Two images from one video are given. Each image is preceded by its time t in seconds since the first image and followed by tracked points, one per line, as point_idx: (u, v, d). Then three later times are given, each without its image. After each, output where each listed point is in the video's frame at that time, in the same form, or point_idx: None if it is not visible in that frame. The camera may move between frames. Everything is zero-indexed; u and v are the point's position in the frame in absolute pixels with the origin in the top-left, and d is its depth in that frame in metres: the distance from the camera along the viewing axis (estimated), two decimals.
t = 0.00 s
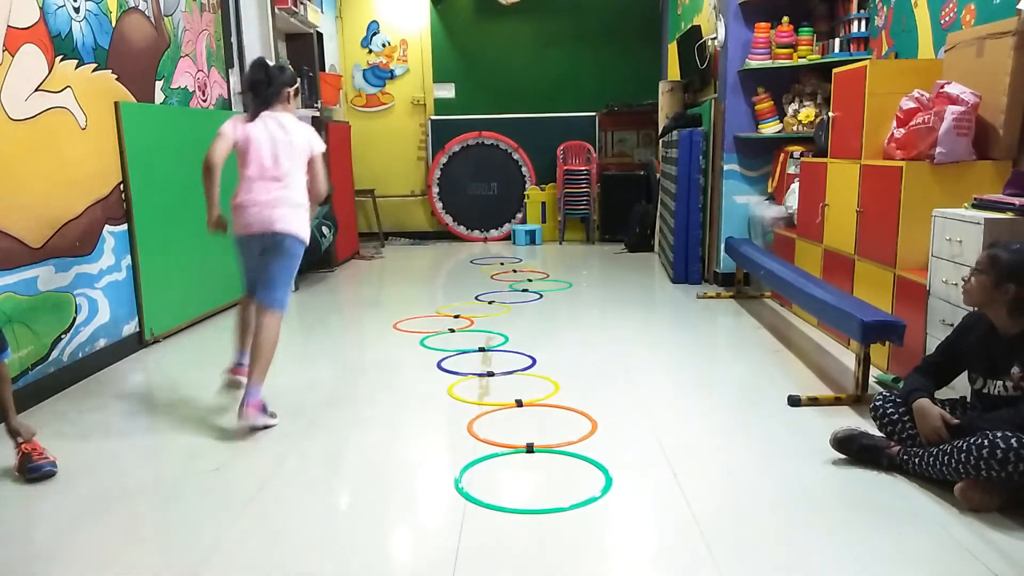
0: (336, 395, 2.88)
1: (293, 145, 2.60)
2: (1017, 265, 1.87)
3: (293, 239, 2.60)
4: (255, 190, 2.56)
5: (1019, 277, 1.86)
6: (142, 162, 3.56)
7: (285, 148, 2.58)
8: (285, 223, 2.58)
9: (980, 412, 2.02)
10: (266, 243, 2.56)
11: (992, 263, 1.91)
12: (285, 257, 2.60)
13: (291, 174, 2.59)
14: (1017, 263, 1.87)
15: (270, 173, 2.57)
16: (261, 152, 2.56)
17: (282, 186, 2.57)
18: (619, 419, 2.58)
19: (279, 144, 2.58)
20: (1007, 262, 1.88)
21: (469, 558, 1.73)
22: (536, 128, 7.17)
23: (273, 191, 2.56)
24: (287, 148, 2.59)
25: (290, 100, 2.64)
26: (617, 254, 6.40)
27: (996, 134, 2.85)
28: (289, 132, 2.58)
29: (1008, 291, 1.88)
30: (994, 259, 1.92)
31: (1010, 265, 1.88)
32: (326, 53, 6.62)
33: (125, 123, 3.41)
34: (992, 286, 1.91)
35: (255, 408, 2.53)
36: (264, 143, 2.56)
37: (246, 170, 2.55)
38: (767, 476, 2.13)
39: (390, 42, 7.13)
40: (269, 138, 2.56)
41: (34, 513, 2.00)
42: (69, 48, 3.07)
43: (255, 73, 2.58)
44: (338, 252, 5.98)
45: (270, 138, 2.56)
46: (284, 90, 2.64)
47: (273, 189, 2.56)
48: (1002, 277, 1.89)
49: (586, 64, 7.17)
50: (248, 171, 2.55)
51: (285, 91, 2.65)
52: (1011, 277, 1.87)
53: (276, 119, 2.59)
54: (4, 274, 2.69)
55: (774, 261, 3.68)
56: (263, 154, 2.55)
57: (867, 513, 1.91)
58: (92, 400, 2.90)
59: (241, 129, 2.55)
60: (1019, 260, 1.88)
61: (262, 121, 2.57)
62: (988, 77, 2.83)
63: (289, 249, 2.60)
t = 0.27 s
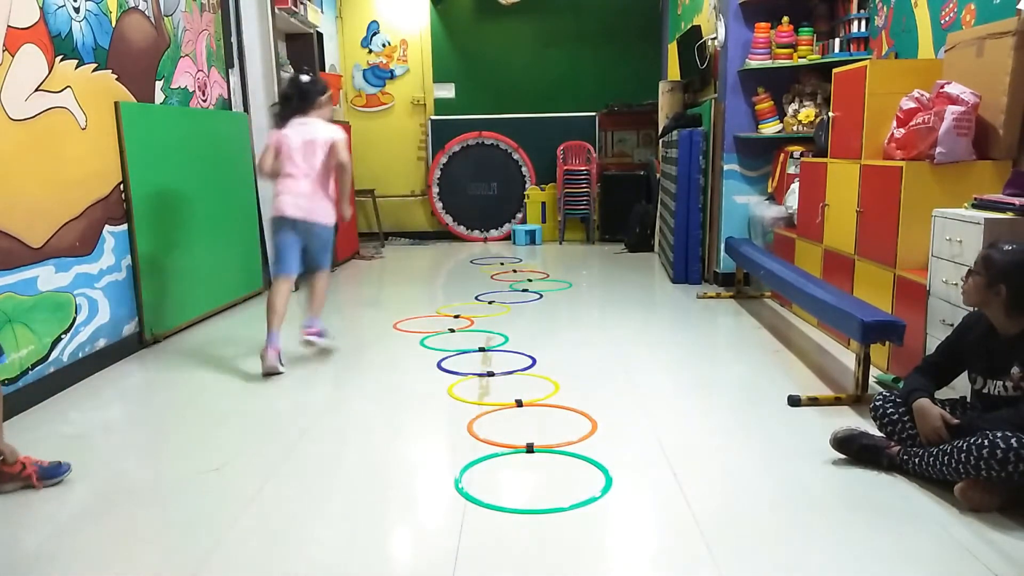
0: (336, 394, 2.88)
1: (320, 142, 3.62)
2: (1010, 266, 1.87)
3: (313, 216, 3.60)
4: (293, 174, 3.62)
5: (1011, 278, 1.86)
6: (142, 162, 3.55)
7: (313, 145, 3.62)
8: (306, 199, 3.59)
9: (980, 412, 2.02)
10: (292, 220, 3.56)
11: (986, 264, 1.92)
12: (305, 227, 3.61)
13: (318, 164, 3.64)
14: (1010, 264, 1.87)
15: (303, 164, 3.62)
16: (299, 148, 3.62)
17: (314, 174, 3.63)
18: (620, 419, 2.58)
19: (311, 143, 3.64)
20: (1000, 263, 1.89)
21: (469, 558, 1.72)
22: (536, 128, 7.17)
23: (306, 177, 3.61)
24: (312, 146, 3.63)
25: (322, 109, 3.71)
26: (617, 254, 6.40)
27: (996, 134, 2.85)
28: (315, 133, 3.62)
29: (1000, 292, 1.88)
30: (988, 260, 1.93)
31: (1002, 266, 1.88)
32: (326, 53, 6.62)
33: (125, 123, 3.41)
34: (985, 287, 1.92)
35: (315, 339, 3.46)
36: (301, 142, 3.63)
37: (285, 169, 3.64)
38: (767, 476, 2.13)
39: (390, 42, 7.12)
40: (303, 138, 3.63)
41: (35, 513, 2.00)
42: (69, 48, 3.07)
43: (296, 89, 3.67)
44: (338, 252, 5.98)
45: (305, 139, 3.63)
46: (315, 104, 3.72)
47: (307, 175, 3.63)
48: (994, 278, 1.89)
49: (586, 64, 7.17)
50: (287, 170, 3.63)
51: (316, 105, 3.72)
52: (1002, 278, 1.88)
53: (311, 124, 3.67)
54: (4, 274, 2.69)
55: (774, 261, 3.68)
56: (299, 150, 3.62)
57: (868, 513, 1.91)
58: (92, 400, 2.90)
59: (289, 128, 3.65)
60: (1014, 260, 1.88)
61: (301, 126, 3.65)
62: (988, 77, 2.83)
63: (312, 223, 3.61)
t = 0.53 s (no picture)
0: (336, 394, 2.88)
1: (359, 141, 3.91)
2: (1004, 267, 1.87)
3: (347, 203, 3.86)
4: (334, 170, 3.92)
5: (1004, 279, 1.87)
6: (142, 163, 3.56)
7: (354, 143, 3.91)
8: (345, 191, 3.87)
9: (979, 412, 2.02)
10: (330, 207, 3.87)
11: (981, 265, 1.93)
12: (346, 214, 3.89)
13: (359, 162, 3.92)
14: (1004, 264, 1.87)
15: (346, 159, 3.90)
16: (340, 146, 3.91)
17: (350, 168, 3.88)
18: (619, 419, 2.58)
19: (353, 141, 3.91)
20: (994, 264, 1.89)
21: (469, 557, 1.73)
22: (536, 128, 7.17)
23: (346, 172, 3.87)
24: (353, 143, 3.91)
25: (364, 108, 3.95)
26: (617, 254, 6.40)
27: (996, 133, 2.85)
28: (355, 133, 3.89)
29: (995, 292, 1.89)
30: (983, 260, 1.93)
31: (996, 267, 1.89)
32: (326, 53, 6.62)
33: (125, 123, 3.41)
34: (980, 288, 1.93)
35: (339, 324, 3.78)
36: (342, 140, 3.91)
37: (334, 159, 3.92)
38: (767, 476, 2.13)
39: (390, 42, 7.12)
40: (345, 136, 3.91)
41: (35, 513, 2.00)
42: (69, 48, 3.07)
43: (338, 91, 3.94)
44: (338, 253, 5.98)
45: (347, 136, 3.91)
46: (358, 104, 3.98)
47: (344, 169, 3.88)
48: (989, 279, 1.90)
49: (586, 64, 7.17)
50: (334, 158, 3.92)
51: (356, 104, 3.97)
52: (996, 279, 1.88)
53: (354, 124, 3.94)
54: (4, 274, 2.70)
55: (774, 261, 3.68)
56: (342, 147, 3.91)
57: (867, 513, 1.91)
58: (92, 400, 2.90)
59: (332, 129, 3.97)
60: (1008, 261, 1.88)
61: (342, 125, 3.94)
62: (988, 77, 2.83)
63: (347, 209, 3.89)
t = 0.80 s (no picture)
0: (336, 394, 2.88)
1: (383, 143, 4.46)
2: (999, 268, 1.87)
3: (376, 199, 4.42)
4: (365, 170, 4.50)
5: (998, 280, 1.87)
6: (143, 163, 3.56)
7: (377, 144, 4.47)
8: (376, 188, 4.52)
9: (980, 412, 2.02)
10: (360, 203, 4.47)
11: (977, 266, 1.93)
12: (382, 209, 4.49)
13: (384, 161, 4.47)
14: (998, 265, 1.87)
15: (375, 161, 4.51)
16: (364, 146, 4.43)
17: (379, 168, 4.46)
18: (619, 419, 2.58)
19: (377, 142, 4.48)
20: (990, 265, 1.90)
21: (469, 557, 1.73)
22: (536, 128, 7.16)
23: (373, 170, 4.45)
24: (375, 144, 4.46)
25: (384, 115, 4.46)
26: (617, 254, 6.40)
27: (996, 133, 2.85)
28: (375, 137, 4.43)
29: (990, 294, 1.89)
30: (979, 262, 1.93)
31: (992, 268, 1.89)
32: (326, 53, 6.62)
33: (125, 123, 3.41)
34: (978, 289, 1.93)
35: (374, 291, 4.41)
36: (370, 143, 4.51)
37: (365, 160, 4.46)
38: (767, 475, 2.13)
39: (390, 42, 7.12)
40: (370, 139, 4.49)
41: (35, 513, 2.00)
42: (69, 48, 3.07)
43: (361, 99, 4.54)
44: (338, 252, 5.98)
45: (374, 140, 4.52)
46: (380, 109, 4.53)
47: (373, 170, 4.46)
48: (984, 280, 1.91)
49: (586, 64, 7.16)
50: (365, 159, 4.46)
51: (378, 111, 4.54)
52: (991, 280, 1.89)
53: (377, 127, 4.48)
54: (4, 274, 2.69)
55: (774, 261, 3.68)
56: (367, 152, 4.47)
57: (867, 513, 1.91)
58: (92, 400, 2.90)
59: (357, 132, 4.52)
60: (1003, 262, 1.88)
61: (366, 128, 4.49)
62: (988, 77, 2.83)
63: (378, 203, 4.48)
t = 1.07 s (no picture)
0: (336, 394, 2.88)
1: (406, 145, 5.41)
2: (995, 267, 1.88)
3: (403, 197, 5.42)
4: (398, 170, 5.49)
5: (994, 279, 1.87)
6: (143, 163, 3.56)
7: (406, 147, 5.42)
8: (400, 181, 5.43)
9: (980, 412, 2.02)
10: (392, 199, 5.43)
11: (974, 266, 1.94)
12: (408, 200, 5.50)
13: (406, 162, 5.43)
14: (994, 264, 1.88)
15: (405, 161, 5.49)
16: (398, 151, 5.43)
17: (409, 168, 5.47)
18: (619, 419, 2.58)
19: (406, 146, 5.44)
20: (985, 264, 1.90)
21: (469, 558, 1.73)
22: (536, 128, 7.16)
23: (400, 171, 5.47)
24: (400, 146, 5.43)
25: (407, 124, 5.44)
26: (617, 254, 6.40)
27: (996, 134, 2.85)
28: (397, 142, 5.44)
29: (987, 293, 1.90)
30: (976, 261, 1.94)
31: (988, 267, 1.90)
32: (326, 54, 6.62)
33: (125, 123, 3.41)
34: (975, 289, 1.94)
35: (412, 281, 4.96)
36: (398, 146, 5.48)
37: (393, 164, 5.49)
38: (767, 476, 2.13)
39: (390, 42, 7.12)
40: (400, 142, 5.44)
41: (35, 513, 2.00)
42: (69, 48, 3.07)
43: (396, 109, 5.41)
44: (338, 252, 5.98)
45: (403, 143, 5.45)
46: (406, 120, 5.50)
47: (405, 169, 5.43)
48: (981, 279, 1.91)
49: (586, 64, 7.16)
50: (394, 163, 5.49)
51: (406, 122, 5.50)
52: (988, 280, 1.89)
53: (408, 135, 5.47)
54: (4, 274, 2.69)
55: (775, 261, 3.68)
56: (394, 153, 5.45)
57: (867, 513, 1.91)
58: (92, 400, 2.90)
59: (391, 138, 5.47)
60: (999, 261, 1.88)
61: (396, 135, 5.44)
62: (988, 77, 2.83)
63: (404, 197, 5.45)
